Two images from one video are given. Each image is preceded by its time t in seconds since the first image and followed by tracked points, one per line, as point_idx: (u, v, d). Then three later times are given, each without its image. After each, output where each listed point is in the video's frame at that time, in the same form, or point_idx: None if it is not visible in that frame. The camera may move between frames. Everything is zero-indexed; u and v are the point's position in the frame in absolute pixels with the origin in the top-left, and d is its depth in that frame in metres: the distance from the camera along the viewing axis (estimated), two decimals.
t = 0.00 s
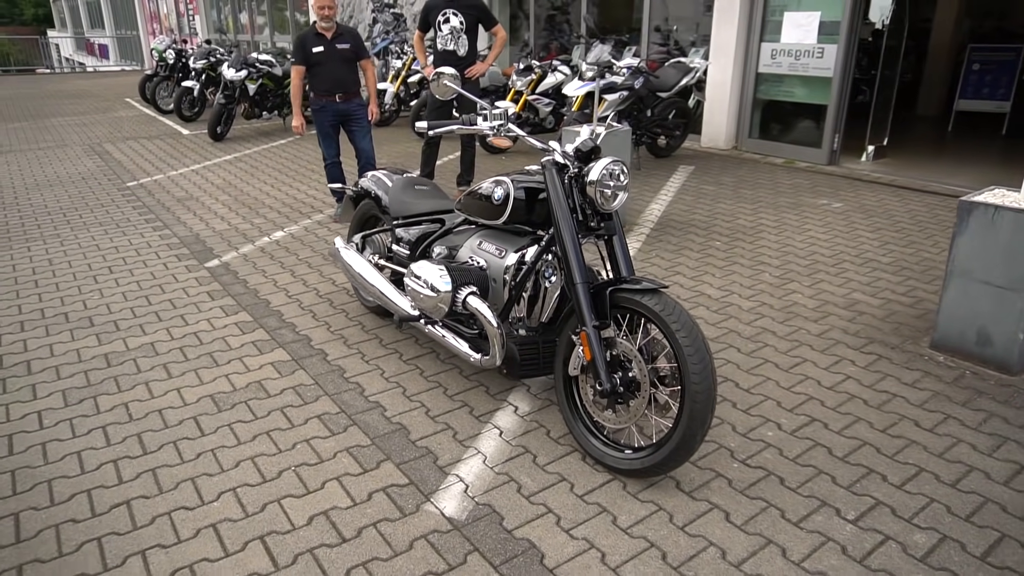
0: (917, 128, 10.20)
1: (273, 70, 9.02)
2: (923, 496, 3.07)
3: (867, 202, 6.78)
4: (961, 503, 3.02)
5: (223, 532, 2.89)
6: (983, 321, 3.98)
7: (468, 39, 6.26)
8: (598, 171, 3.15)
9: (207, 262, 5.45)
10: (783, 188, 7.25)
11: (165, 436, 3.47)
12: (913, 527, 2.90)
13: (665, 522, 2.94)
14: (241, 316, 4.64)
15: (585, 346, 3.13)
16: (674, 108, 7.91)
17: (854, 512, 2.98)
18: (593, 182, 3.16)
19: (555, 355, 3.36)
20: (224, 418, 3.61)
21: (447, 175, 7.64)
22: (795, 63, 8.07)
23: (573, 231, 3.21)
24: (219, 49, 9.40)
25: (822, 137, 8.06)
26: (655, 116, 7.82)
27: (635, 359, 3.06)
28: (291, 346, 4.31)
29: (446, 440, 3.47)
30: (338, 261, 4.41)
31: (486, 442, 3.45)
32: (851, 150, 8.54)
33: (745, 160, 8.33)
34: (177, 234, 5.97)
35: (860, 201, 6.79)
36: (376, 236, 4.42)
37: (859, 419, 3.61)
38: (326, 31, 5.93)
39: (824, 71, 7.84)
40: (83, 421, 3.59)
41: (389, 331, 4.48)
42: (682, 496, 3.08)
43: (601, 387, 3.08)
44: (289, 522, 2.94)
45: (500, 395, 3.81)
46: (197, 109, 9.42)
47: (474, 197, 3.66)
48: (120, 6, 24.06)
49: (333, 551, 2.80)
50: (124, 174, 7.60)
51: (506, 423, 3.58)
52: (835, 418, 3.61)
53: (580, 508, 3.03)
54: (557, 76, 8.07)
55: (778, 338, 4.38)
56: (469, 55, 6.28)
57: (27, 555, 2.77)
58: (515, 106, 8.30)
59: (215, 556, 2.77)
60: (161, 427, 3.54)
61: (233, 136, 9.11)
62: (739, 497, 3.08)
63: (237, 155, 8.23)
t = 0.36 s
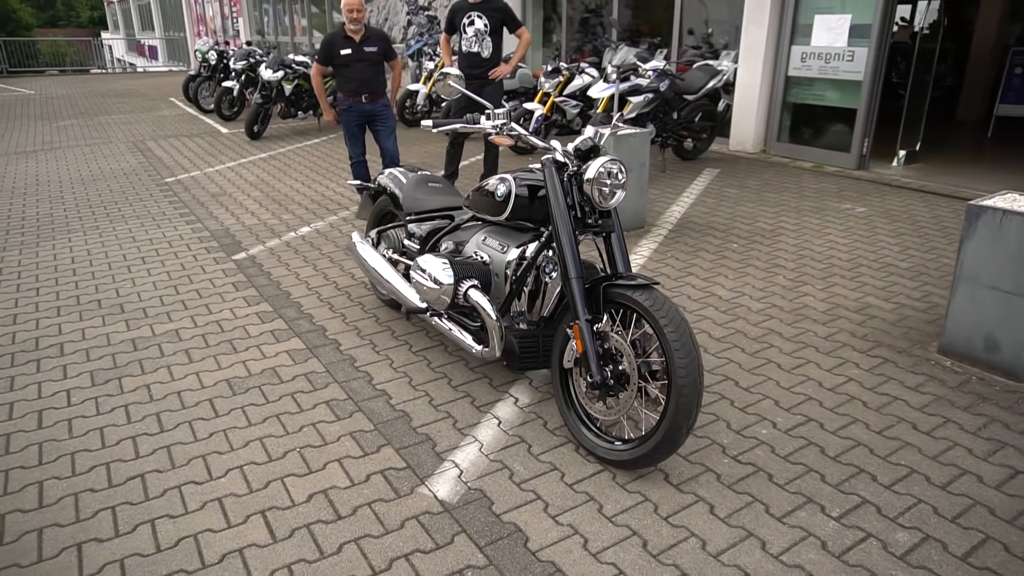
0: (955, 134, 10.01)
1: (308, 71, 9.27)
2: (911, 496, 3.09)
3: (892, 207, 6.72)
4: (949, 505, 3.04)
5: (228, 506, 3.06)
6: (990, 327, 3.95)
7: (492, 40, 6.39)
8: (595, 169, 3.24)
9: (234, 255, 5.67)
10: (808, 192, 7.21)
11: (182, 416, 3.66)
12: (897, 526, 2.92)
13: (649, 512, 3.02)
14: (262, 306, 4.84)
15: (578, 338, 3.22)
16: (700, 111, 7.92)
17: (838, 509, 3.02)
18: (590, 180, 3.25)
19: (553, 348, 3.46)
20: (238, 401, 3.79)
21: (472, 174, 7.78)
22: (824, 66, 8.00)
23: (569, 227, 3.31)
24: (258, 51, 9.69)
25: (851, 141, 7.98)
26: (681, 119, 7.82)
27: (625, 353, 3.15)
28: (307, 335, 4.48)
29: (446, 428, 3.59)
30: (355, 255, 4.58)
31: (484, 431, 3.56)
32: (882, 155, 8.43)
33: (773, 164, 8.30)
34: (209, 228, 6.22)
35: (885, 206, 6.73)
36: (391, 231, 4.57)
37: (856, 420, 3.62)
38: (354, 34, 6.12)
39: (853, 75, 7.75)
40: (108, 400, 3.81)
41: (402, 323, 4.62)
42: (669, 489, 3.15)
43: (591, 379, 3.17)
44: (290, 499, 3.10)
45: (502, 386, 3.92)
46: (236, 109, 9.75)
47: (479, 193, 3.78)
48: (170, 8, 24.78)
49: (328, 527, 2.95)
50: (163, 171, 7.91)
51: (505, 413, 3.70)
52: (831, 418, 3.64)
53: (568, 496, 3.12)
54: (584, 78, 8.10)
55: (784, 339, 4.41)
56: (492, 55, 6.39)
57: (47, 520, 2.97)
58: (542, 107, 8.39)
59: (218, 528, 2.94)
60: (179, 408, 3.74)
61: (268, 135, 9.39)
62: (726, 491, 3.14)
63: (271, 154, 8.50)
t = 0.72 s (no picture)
0: (984, 136, 9.80)
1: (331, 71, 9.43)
2: (892, 501, 3.08)
3: (909, 210, 6.62)
4: (930, 510, 3.02)
5: (219, 493, 3.17)
6: (989, 333, 3.89)
7: (505, 41, 6.43)
8: (581, 170, 3.28)
9: (247, 251, 5.82)
10: (824, 194, 7.14)
11: (183, 406, 3.79)
12: (874, 530, 2.92)
13: (626, 510, 3.06)
14: (270, 301, 4.97)
15: (562, 336, 3.27)
16: (718, 112, 7.87)
17: (817, 512, 3.03)
18: (577, 180, 3.29)
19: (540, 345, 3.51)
20: (238, 393, 3.90)
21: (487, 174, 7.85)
22: (845, 67, 7.90)
23: (556, 227, 3.36)
24: (284, 52, 9.88)
25: (872, 143, 7.87)
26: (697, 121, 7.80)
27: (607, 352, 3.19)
28: (311, 329, 4.59)
29: (436, 423, 3.66)
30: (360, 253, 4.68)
31: (472, 426, 3.63)
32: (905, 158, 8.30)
33: (792, 166, 8.23)
34: (226, 225, 6.39)
35: (901, 209, 6.64)
36: (395, 229, 4.66)
37: (845, 425, 3.61)
38: (370, 34, 6.19)
39: (874, 76, 7.65)
40: (114, 389, 3.96)
41: (403, 320, 4.71)
42: (649, 487, 3.18)
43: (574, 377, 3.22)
44: (278, 488, 3.20)
45: (495, 383, 3.98)
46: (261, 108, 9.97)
47: (473, 192, 3.84)
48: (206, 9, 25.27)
49: (312, 515, 3.04)
50: (187, 169, 8.13)
51: (496, 410, 3.76)
52: (820, 422, 3.63)
53: (548, 492, 3.17)
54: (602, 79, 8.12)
55: (782, 342, 4.39)
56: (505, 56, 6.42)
57: (49, 502, 3.12)
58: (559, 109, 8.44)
59: (207, 513, 3.06)
60: (181, 398, 3.86)
61: (292, 134, 9.57)
62: (705, 491, 3.16)
63: (293, 153, 8.67)
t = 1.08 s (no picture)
0: None
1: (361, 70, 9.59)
2: (871, 509, 3.06)
3: (933, 216, 6.48)
4: (909, 521, 2.99)
5: (209, 477, 3.30)
6: (991, 342, 3.81)
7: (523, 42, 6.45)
8: (569, 170, 3.32)
9: (265, 246, 5.99)
10: (848, 198, 7.02)
11: (186, 393, 3.94)
12: (848, 538, 2.90)
13: (601, 508, 3.09)
14: (281, 294, 5.11)
15: (545, 334, 3.31)
16: (742, 113, 7.78)
17: (792, 517, 3.01)
18: (563, 181, 3.34)
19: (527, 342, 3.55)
20: (239, 382, 4.04)
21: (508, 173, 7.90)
22: (874, 69, 7.75)
23: (543, 226, 3.40)
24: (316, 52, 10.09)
25: (901, 146, 7.71)
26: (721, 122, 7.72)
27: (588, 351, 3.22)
28: (316, 322, 4.71)
29: (426, 416, 3.73)
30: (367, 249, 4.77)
31: (461, 421, 3.69)
32: (937, 162, 8.10)
33: (818, 168, 8.10)
34: (248, 220, 6.58)
35: (925, 215, 6.49)
36: (399, 227, 4.73)
37: (835, 431, 3.57)
38: (390, 35, 6.26)
39: (904, 78, 7.48)
40: (124, 375, 4.14)
41: (407, 315, 4.79)
42: (626, 487, 3.20)
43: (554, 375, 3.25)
44: (266, 474, 3.31)
45: (488, 380, 4.04)
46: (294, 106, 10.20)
47: (469, 191, 3.90)
48: (252, 8, 25.81)
49: (294, 502, 3.15)
50: (218, 165, 8.38)
51: (485, 406, 3.81)
52: (810, 427, 3.60)
53: (526, 487, 3.22)
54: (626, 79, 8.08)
55: (782, 346, 4.35)
56: (522, 56, 6.45)
57: (51, 480, 3.30)
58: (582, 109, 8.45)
59: (196, 496, 3.19)
60: (185, 385, 4.02)
61: (322, 132, 9.77)
62: (682, 493, 3.16)
63: (321, 150, 8.86)
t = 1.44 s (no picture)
0: None
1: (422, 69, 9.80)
2: (875, 524, 2.95)
3: (1001, 223, 6.12)
4: (914, 538, 2.87)
5: (226, 453, 3.47)
6: None
7: (571, 40, 6.47)
8: (578, 168, 3.32)
9: (313, 238, 6.22)
10: (910, 203, 6.71)
11: (219, 374, 4.15)
12: (844, 551, 2.81)
13: (594, 505, 3.09)
14: (322, 285, 5.30)
15: (548, 330, 3.34)
16: (802, 114, 7.55)
17: (789, 527, 2.94)
18: (571, 179, 3.35)
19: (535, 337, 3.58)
20: (268, 365, 4.23)
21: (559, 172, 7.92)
22: (946, 68, 7.37)
23: (551, 223, 3.42)
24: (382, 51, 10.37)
25: (973, 150, 7.31)
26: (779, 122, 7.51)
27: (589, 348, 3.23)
28: (349, 312, 4.87)
29: (438, 407, 3.82)
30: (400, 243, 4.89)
31: (470, 413, 3.76)
32: (1015, 167, 7.64)
33: (883, 172, 7.77)
34: (302, 213, 6.84)
35: (992, 222, 6.14)
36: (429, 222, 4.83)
37: (850, 442, 3.46)
38: (439, 34, 6.35)
39: (978, 77, 7.09)
40: (165, 356, 4.39)
41: (436, 309, 4.89)
42: (623, 486, 3.19)
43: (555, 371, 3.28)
44: (279, 453, 3.46)
45: (503, 374, 4.09)
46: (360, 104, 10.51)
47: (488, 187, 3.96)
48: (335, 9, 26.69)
49: (301, 481, 3.28)
50: (283, 160, 8.74)
51: (497, 399, 3.87)
52: (824, 437, 3.49)
53: (523, 481, 3.25)
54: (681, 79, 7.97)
55: (810, 353, 4.23)
56: (570, 55, 6.47)
57: (86, 448, 3.55)
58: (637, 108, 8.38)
59: (212, 470, 3.36)
60: (219, 366, 4.23)
61: (384, 129, 10.03)
62: (679, 495, 3.13)
63: (380, 147, 9.10)
